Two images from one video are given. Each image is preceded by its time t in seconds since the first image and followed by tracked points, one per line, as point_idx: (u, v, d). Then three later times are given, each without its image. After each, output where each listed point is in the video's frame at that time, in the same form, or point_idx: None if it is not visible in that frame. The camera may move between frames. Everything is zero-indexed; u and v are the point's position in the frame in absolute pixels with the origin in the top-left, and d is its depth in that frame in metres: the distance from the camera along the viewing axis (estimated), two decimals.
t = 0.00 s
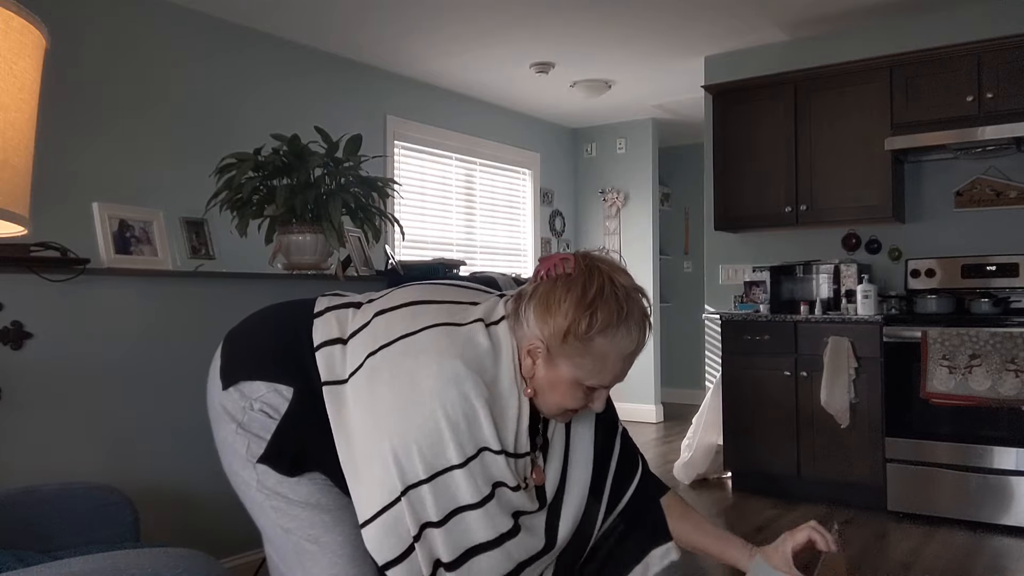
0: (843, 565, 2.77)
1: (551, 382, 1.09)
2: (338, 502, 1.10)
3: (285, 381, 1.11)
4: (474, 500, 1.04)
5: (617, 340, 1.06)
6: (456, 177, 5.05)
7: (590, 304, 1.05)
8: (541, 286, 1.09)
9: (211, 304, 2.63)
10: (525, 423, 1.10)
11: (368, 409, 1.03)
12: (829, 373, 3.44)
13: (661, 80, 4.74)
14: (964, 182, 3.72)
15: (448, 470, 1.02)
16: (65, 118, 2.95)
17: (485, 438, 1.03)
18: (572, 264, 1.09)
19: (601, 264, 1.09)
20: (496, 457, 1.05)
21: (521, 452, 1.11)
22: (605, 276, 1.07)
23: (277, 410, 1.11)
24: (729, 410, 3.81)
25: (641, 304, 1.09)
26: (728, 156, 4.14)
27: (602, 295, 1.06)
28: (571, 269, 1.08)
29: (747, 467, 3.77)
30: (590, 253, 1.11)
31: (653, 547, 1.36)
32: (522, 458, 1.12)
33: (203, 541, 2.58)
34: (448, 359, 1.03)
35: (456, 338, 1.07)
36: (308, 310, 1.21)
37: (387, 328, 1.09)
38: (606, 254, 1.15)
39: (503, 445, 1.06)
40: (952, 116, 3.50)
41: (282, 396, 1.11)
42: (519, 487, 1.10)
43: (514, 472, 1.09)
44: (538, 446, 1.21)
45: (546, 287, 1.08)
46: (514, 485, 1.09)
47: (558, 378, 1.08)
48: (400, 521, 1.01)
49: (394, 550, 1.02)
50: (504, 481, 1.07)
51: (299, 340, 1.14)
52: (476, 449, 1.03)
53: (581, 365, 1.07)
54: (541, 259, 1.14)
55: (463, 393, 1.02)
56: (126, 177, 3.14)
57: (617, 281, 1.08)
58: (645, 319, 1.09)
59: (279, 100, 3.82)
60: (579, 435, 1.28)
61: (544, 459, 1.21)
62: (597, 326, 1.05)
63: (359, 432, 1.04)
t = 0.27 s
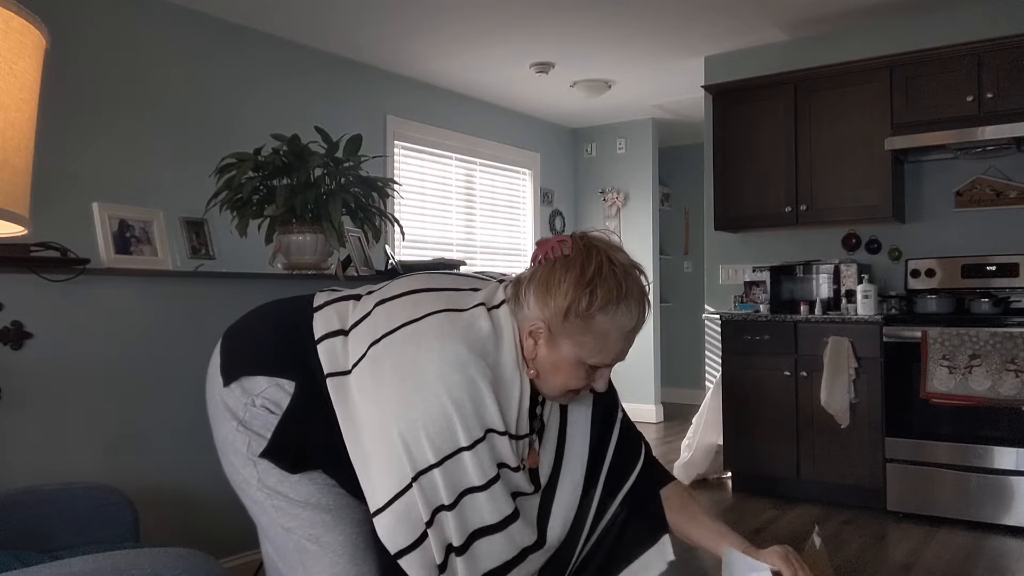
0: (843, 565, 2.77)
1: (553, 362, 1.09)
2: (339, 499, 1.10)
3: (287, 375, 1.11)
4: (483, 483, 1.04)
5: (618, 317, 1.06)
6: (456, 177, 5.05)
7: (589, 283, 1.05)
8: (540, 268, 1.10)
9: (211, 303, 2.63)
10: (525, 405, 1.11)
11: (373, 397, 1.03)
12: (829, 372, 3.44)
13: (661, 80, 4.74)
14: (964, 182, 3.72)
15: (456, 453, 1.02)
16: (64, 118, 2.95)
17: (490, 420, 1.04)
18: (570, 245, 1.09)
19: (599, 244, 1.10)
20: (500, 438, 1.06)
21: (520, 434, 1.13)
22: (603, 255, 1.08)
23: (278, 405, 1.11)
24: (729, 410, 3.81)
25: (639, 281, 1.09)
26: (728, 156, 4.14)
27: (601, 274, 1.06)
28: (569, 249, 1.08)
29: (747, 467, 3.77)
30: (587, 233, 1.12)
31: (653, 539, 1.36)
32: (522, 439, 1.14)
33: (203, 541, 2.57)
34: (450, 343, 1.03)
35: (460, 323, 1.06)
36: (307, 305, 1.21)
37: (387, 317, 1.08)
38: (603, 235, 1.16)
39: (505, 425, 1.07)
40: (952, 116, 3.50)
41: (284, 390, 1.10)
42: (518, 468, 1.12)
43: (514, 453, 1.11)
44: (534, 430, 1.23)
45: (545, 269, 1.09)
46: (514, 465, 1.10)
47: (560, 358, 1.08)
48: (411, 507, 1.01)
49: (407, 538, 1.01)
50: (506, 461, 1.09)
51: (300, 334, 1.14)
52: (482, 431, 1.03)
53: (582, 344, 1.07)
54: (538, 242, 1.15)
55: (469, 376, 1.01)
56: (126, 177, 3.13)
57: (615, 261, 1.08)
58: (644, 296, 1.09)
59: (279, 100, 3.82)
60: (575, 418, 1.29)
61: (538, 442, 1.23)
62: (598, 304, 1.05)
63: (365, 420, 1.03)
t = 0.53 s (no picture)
0: (842, 565, 2.77)
1: (557, 360, 1.09)
2: (338, 499, 1.10)
3: (288, 372, 1.10)
4: (475, 477, 1.01)
5: (623, 316, 1.06)
6: (456, 177, 5.05)
7: (594, 282, 1.05)
8: (545, 267, 1.10)
9: (211, 303, 2.63)
10: (528, 402, 1.09)
11: (374, 390, 1.02)
12: (829, 372, 3.44)
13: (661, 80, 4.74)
14: (964, 182, 3.72)
15: (448, 447, 0.99)
16: (64, 119, 2.95)
17: (489, 415, 1.02)
18: (575, 244, 1.09)
19: (605, 244, 1.10)
20: (496, 434, 1.04)
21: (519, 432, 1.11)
22: (608, 254, 1.07)
23: (279, 402, 1.11)
24: (728, 410, 3.81)
25: (645, 281, 1.09)
26: (728, 156, 4.14)
27: (606, 273, 1.06)
28: (575, 249, 1.08)
29: (747, 467, 3.77)
30: (593, 233, 1.12)
31: (649, 542, 1.35)
32: (521, 437, 1.12)
33: (203, 541, 2.58)
34: (455, 338, 1.01)
35: (465, 319, 1.06)
36: (310, 303, 1.20)
37: (393, 312, 1.08)
38: (610, 236, 1.15)
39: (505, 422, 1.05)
40: (952, 116, 3.50)
41: (285, 387, 1.10)
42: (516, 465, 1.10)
43: (512, 450, 1.08)
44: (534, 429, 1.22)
45: (550, 268, 1.09)
46: (510, 463, 1.08)
47: (565, 356, 1.08)
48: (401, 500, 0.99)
49: (396, 527, 1.00)
50: (502, 459, 1.06)
51: (303, 331, 1.14)
52: (479, 426, 1.01)
53: (587, 343, 1.07)
54: (544, 242, 1.14)
55: (473, 372, 1.00)
56: (126, 177, 3.14)
57: (620, 260, 1.08)
58: (649, 296, 1.09)
59: (280, 100, 3.82)
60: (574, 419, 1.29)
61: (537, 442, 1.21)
62: (603, 303, 1.05)
63: (365, 413, 1.02)
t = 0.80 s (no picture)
0: (843, 565, 2.77)
1: (561, 349, 1.09)
2: (339, 499, 1.11)
3: (290, 370, 1.11)
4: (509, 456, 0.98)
5: (627, 305, 1.06)
6: (456, 177, 5.05)
7: (598, 270, 1.05)
8: (550, 257, 1.10)
9: (212, 303, 2.63)
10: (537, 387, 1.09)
11: (388, 379, 1.02)
12: (829, 373, 3.44)
13: (661, 80, 4.74)
14: (964, 182, 3.72)
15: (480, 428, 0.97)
16: (64, 119, 2.95)
17: (510, 396, 1.01)
18: (580, 235, 1.09)
19: (608, 234, 1.10)
20: (518, 416, 1.03)
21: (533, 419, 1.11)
22: (613, 243, 1.07)
23: (281, 401, 1.11)
24: (728, 410, 3.81)
25: (650, 271, 1.08)
26: (728, 156, 4.14)
27: (610, 261, 1.06)
28: (579, 239, 1.09)
29: (747, 467, 3.77)
30: (598, 224, 1.12)
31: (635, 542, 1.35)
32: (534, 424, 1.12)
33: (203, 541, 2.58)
34: (467, 322, 1.02)
35: (471, 306, 1.06)
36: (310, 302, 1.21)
37: (396, 306, 1.08)
38: (614, 226, 1.15)
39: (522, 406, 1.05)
40: (952, 116, 3.50)
41: (287, 386, 1.11)
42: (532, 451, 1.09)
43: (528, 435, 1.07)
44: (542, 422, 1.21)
45: (555, 257, 1.09)
46: (528, 447, 1.07)
47: (569, 345, 1.08)
48: (444, 484, 0.96)
49: (442, 518, 0.97)
50: (522, 443, 1.05)
51: (303, 329, 1.14)
52: (503, 406, 1.00)
53: (590, 331, 1.07)
54: (549, 233, 1.15)
55: (487, 353, 1.00)
56: (125, 177, 3.14)
57: (625, 250, 1.08)
58: (653, 285, 1.09)
59: (280, 100, 3.82)
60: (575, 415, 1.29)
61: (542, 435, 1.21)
62: (607, 291, 1.05)
63: (386, 403, 1.02)
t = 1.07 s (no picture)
0: (843, 565, 2.77)
1: (564, 349, 1.08)
2: (342, 499, 1.11)
3: (293, 369, 1.11)
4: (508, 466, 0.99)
5: (632, 306, 1.06)
6: (456, 177, 5.05)
7: (605, 270, 1.05)
8: (557, 260, 1.10)
9: (212, 303, 2.63)
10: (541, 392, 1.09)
11: (393, 379, 1.02)
12: (829, 373, 3.44)
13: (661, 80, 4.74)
14: (964, 182, 3.72)
15: (478, 436, 0.97)
16: (64, 119, 2.95)
17: (512, 403, 1.01)
18: (588, 237, 1.09)
19: (617, 237, 1.10)
20: (518, 422, 1.03)
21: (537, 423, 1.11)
22: (621, 246, 1.08)
23: (284, 401, 1.11)
24: (728, 410, 3.81)
25: (655, 275, 1.09)
26: (728, 156, 4.14)
27: (617, 262, 1.06)
28: (587, 241, 1.09)
29: (747, 467, 3.77)
30: (605, 229, 1.12)
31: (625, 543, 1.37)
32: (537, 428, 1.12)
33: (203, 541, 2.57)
34: (473, 325, 1.02)
35: (478, 308, 1.06)
36: (312, 300, 1.20)
37: (403, 305, 1.08)
38: (623, 234, 1.16)
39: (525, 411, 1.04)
40: (951, 116, 3.50)
41: (290, 385, 1.11)
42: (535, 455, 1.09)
43: (530, 439, 1.07)
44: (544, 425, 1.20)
45: (562, 259, 1.09)
46: (529, 452, 1.06)
47: (572, 345, 1.07)
48: (441, 489, 0.97)
49: (438, 522, 0.97)
50: (522, 447, 1.05)
51: (306, 329, 1.14)
52: (503, 412, 1.01)
53: (594, 331, 1.06)
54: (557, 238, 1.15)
55: (490, 359, 0.99)
56: (125, 177, 3.14)
57: (631, 252, 1.08)
58: (658, 290, 1.09)
59: (280, 100, 3.82)
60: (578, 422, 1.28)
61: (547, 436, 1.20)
62: (613, 290, 1.05)
63: (389, 404, 1.02)
